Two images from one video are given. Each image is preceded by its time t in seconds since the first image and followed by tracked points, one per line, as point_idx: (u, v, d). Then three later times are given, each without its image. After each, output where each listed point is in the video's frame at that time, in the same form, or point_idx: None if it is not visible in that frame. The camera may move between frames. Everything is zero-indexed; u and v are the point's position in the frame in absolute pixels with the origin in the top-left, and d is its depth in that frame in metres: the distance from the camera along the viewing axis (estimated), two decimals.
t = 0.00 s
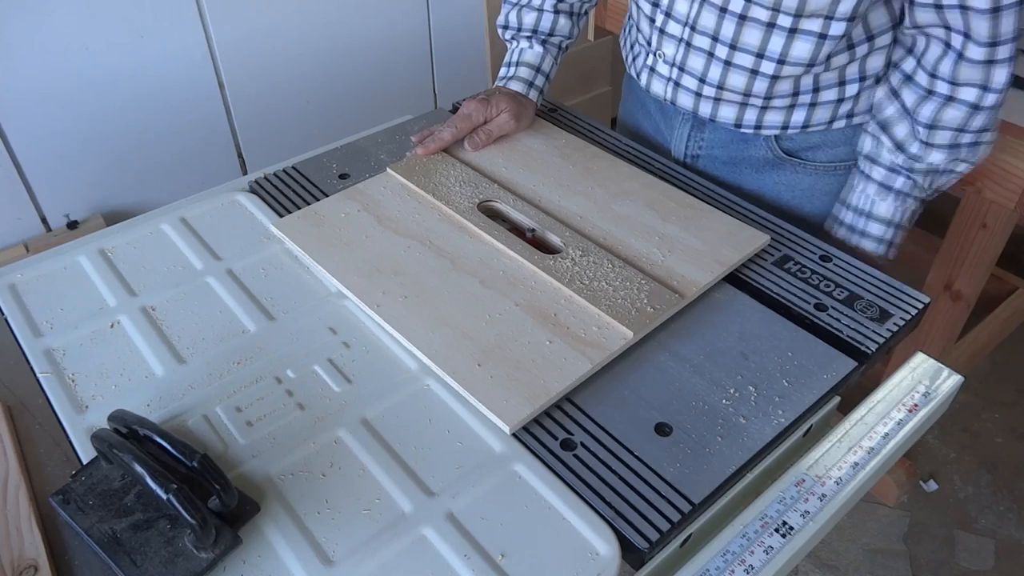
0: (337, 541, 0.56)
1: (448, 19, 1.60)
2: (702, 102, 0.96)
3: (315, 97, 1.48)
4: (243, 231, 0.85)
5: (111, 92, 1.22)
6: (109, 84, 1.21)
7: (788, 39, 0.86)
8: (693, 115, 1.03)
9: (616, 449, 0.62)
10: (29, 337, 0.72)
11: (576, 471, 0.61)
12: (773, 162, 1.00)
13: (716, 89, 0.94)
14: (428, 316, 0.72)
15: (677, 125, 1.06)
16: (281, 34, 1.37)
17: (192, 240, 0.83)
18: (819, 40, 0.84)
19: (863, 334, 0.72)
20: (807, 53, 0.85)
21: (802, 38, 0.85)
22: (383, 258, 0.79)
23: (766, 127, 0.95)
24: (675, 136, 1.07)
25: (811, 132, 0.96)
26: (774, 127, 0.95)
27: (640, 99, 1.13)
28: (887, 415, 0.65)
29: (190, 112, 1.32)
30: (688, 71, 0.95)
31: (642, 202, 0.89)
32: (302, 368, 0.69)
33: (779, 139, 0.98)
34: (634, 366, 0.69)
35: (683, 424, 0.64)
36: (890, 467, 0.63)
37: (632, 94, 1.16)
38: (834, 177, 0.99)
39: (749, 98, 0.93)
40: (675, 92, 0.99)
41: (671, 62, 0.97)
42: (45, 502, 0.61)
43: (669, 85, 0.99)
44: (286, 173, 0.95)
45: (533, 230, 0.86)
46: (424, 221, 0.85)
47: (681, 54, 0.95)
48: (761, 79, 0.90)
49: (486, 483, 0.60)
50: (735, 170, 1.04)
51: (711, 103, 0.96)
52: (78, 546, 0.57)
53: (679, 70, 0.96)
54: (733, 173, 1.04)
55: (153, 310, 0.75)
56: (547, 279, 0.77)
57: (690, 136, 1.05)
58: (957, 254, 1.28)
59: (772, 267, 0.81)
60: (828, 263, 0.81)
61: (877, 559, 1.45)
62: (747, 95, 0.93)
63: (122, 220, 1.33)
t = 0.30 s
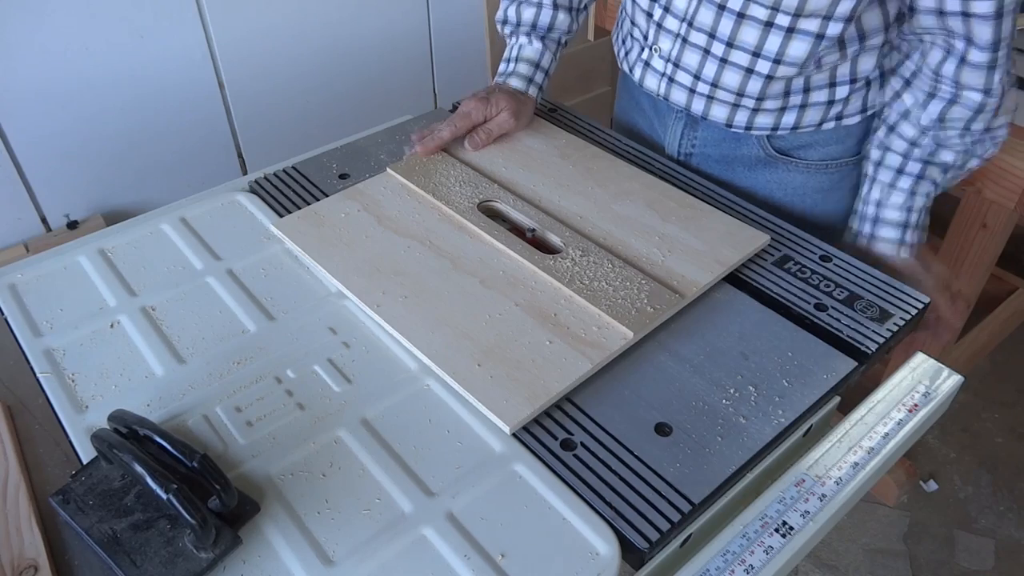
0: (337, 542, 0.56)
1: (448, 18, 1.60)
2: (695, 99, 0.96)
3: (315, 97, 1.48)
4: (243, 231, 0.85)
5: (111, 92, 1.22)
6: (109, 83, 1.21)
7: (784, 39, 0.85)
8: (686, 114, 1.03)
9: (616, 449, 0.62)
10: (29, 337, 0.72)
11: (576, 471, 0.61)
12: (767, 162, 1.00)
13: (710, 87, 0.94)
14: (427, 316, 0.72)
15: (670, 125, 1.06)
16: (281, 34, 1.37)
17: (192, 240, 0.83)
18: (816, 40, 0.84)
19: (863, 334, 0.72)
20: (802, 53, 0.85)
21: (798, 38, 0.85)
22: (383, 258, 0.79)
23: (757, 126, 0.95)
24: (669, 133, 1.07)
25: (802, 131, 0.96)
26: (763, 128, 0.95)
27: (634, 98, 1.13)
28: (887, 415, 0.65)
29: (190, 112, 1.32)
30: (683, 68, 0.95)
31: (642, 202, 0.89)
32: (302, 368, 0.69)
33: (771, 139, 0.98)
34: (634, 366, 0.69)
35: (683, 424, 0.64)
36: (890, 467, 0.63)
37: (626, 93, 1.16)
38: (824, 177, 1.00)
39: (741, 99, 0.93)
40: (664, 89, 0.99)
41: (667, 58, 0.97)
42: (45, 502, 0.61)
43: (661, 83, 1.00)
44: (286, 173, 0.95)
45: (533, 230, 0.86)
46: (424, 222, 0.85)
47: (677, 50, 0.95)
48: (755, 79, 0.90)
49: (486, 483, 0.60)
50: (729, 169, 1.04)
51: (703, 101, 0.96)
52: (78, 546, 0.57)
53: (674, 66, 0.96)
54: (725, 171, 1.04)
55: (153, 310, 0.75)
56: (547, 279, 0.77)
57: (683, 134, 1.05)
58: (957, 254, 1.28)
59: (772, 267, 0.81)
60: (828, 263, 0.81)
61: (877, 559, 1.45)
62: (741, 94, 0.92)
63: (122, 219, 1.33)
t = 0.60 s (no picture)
0: (338, 542, 0.56)
1: (448, 18, 1.60)
2: (692, 84, 0.98)
3: (315, 97, 1.48)
4: (243, 231, 0.85)
5: (111, 92, 1.22)
6: (109, 83, 1.21)
7: (780, 12, 0.85)
8: (684, 114, 1.04)
9: (616, 449, 0.62)
10: (29, 337, 0.72)
11: (577, 471, 0.61)
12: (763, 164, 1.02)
13: (707, 69, 0.95)
14: (427, 316, 0.72)
15: (668, 124, 1.07)
16: (281, 34, 1.37)
17: (192, 240, 0.83)
18: (811, 14, 0.84)
19: (863, 333, 0.72)
20: (799, 28, 0.85)
21: (794, 12, 0.84)
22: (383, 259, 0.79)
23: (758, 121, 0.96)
24: (667, 136, 1.08)
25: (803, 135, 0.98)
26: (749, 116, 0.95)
27: (634, 101, 1.14)
28: (887, 415, 0.65)
29: (189, 112, 1.32)
30: (678, 52, 0.97)
31: (642, 202, 0.89)
32: (302, 368, 0.69)
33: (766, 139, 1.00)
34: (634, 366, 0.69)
35: (683, 424, 0.64)
36: (890, 467, 0.63)
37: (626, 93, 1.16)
38: (820, 183, 1.01)
39: (736, 82, 0.93)
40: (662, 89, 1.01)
41: (663, 44, 0.99)
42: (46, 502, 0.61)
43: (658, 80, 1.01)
44: (286, 173, 0.95)
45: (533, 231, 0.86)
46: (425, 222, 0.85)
47: (672, 35, 0.96)
48: (752, 56, 0.90)
49: (486, 483, 0.60)
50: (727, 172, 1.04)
51: (699, 86, 0.97)
52: (78, 546, 0.57)
53: (670, 52, 0.98)
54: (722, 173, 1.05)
55: (153, 310, 0.75)
56: (547, 279, 0.77)
57: (680, 136, 1.06)
58: (957, 254, 1.28)
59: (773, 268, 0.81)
60: (829, 264, 0.81)
61: (877, 559, 1.45)
62: (736, 76, 0.93)
63: (122, 219, 1.33)
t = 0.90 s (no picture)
0: (338, 542, 0.56)
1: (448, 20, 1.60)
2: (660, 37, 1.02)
3: (316, 98, 1.48)
4: (244, 231, 0.85)
5: (111, 93, 1.22)
6: (109, 83, 1.21)
7: None
8: (661, 104, 1.11)
9: (615, 449, 0.62)
10: (29, 337, 0.72)
11: (576, 471, 0.61)
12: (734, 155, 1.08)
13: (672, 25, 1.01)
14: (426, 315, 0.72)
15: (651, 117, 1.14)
16: (282, 34, 1.37)
17: (192, 240, 0.83)
18: None
19: (863, 333, 0.72)
20: None
21: None
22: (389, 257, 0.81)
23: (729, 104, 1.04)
24: (645, 123, 1.15)
25: (769, 127, 1.04)
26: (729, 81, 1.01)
27: (623, 93, 1.19)
28: (887, 414, 0.65)
29: (189, 112, 1.32)
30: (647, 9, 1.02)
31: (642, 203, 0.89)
32: (302, 368, 0.69)
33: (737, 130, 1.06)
34: (634, 366, 0.69)
35: (683, 424, 0.64)
36: (890, 467, 0.63)
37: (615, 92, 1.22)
38: (790, 176, 1.06)
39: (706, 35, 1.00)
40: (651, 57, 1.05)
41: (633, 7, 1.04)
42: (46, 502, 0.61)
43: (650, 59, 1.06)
44: (286, 173, 0.95)
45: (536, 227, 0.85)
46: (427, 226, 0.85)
47: None
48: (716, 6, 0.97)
49: (486, 483, 0.60)
50: (699, 160, 1.11)
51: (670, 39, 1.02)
52: (78, 547, 0.57)
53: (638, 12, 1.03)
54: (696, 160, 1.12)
55: (153, 310, 0.75)
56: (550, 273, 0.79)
57: (658, 124, 1.13)
58: (957, 254, 1.29)
59: (773, 268, 0.80)
60: (828, 263, 0.81)
61: (878, 559, 1.45)
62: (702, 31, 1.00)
63: (122, 220, 1.33)
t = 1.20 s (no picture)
0: (338, 541, 0.56)
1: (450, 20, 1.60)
2: None
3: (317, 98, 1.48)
4: (244, 231, 0.85)
5: (111, 93, 1.22)
6: (109, 83, 1.21)
7: None
8: (628, 81, 1.10)
9: (615, 450, 0.62)
10: (29, 336, 0.72)
11: (576, 471, 0.61)
12: (694, 131, 1.06)
13: None
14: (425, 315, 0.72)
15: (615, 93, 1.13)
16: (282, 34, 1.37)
17: (192, 240, 0.83)
18: None
19: (863, 333, 0.72)
20: None
21: None
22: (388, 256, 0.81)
23: (685, 76, 1.02)
24: (614, 102, 1.14)
25: (723, 101, 1.02)
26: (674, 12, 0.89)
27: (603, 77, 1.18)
28: (887, 415, 0.65)
29: (189, 112, 1.32)
30: None
31: (642, 203, 0.89)
32: (302, 368, 0.69)
33: (695, 106, 1.04)
34: (634, 366, 0.69)
35: (684, 424, 0.64)
36: (890, 467, 0.63)
37: (595, 72, 1.20)
38: (746, 152, 1.05)
39: None
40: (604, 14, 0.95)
41: None
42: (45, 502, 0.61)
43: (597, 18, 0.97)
44: (286, 173, 0.95)
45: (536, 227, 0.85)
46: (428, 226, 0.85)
47: None
48: None
49: (487, 483, 0.60)
50: (662, 138, 1.10)
51: None
52: (78, 547, 0.57)
53: None
54: (658, 139, 1.10)
55: (153, 310, 0.75)
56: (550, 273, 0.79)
57: (624, 102, 1.12)
58: (957, 254, 1.29)
59: (773, 268, 0.80)
60: (828, 263, 0.81)
61: (877, 559, 1.45)
62: None
63: (122, 219, 1.33)
